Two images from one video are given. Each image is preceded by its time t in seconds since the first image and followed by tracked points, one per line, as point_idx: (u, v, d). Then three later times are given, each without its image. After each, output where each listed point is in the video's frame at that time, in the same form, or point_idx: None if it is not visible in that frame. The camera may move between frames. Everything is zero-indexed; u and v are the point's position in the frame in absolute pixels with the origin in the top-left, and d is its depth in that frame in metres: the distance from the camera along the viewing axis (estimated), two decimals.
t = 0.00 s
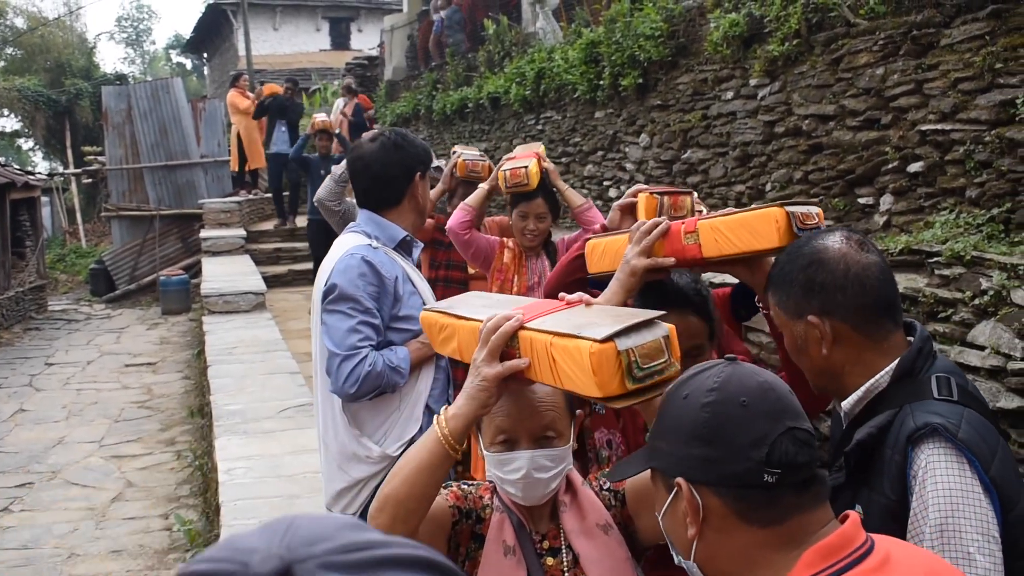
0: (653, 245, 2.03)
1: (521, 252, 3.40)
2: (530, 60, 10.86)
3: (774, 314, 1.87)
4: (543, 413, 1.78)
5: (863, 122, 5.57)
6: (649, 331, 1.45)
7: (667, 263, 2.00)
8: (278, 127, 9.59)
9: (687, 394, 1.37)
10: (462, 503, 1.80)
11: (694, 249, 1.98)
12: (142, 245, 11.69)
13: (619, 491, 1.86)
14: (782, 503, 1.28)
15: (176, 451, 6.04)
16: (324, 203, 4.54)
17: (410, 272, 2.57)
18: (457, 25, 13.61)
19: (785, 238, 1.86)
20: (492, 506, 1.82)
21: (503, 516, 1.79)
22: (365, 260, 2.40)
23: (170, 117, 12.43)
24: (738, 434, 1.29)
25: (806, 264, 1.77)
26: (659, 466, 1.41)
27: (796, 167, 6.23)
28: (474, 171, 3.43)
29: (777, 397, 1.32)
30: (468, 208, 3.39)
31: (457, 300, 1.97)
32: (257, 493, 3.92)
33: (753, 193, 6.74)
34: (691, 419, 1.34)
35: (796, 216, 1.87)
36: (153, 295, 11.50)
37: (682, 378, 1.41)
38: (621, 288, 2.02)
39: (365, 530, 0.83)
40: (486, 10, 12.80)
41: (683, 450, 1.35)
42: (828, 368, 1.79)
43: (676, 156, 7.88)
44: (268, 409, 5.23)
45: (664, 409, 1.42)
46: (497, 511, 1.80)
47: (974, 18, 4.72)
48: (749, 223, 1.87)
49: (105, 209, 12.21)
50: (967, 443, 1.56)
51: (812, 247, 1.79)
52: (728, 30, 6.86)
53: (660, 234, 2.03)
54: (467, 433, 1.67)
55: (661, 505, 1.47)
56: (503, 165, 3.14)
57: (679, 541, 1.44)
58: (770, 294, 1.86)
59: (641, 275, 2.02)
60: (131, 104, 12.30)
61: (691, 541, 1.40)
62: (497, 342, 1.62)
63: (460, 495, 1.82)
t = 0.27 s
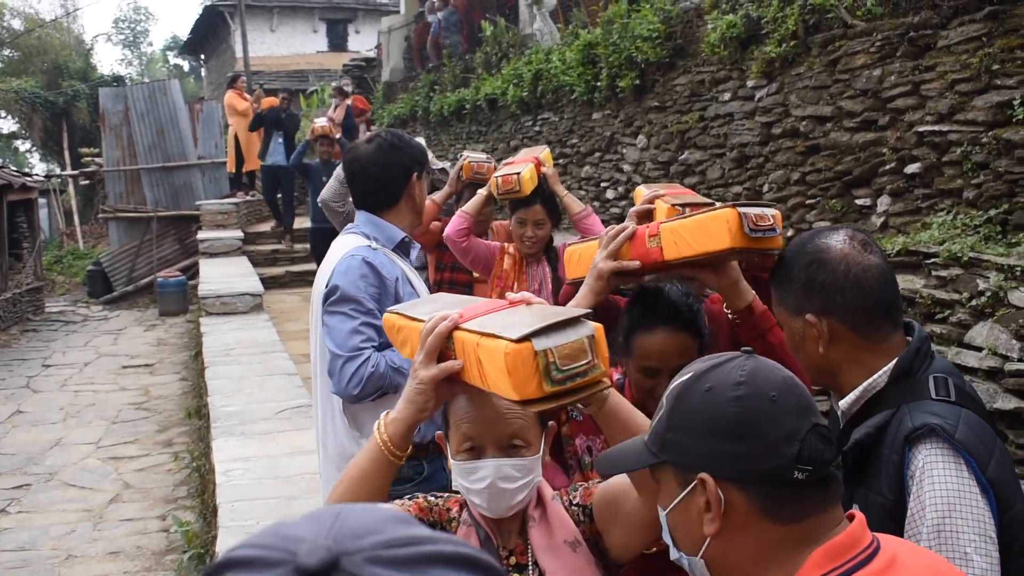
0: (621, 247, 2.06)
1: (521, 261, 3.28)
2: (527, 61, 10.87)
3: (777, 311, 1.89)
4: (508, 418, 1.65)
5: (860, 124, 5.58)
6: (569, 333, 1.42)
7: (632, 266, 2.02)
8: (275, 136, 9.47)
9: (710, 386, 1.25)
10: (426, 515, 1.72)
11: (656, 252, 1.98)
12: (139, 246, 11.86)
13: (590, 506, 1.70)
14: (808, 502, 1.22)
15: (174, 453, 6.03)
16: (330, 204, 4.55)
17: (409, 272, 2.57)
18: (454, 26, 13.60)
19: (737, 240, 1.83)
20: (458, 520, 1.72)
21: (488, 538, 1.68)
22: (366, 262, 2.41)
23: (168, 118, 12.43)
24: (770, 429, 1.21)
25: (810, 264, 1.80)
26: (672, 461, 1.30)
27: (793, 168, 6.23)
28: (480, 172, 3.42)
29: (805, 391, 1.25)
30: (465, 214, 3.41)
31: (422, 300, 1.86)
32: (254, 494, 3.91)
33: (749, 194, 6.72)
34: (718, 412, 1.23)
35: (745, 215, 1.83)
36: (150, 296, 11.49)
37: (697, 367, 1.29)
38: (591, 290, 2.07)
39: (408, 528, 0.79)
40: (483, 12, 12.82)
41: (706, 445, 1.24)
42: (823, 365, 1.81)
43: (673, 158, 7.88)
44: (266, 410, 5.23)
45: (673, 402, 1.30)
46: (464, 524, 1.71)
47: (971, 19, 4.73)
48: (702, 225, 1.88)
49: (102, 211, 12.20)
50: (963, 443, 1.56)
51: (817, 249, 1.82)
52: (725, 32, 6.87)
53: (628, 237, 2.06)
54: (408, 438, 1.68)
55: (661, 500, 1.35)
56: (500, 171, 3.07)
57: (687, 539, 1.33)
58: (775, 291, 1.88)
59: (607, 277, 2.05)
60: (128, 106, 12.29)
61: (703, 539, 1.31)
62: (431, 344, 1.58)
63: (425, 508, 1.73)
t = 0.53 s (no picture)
0: (559, 257, 2.06)
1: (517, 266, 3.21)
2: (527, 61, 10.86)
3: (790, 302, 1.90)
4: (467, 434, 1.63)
5: (859, 125, 5.58)
6: (470, 338, 1.36)
7: (569, 276, 2.02)
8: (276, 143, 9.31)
9: (781, 366, 1.27)
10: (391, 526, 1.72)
11: (588, 255, 1.96)
12: (138, 245, 11.86)
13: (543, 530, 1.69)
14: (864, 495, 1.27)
15: (173, 452, 6.04)
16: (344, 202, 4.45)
17: (408, 273, 2.56)
18: (453, 26, 13.59)
19: (652, 228, 1.79)
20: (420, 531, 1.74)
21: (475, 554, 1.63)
22: (364, 261, 2.42)
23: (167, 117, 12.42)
24: (844, 418, 1.25)
25: (828, 259, 1.80)
26: (731, 444, 1.30)
27: (792, 169, 6.22)
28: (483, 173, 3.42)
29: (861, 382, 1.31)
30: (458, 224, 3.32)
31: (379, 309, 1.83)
32: (252, 493, 3.91)
33: (749, 195, 6.75)
34: (794, 396, 1.25)
35: (659, 204, 1.80)
36: (149, 296, 11.49)
37: (764, 347, 1.31)
38: (536, 301, 2.08)
39: (427, 518, 0.92)
40: (482, 12, 12.82)
41: (774, 428, 1.26)
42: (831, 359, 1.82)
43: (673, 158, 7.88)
44: (264, 409, 5.23)
45: (732, 380, 1.31)
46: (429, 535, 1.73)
47: (970, 20, 4.74)
48: (622, 222, 1.85)
49: (101, 210, 12.20)
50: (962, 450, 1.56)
51: (838, 245, 1.81)
52: (724, 32, 6.87)
53: (565, 247, 2.06)
54: (332, 458, 1.65)
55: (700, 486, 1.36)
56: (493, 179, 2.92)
57: (723, 525, 1.34)
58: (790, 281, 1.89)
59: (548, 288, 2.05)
60: (127, 105, 12.27)
61: (747, 527, 1.31)
62: (348, 360, 1.55)
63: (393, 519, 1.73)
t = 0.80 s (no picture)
0: (507, 277, 1.88)
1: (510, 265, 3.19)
2: (525, 62, 10.86)
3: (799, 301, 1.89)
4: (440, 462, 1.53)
5: (858, 126, 5.59)
6: (413, 375, 1.18)
7: (518, 296, 1.84)
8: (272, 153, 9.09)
9: (845, 354, 1.22)
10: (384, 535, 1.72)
11: (532, 275, 1.81)
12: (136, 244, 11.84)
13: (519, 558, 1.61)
14: (926, 505, 1.20)
15: (169, 451, 6.03)
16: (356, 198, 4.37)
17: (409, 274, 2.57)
18: (452, 26, 13.60)
19: (582, 250, 1.66)
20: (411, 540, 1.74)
21: None
22: (369, 255, 2.42)
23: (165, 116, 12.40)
24: (908, 420, 1.17)
25: (842, 258, 1.79)
26: (784, 428, 1.26)
27: (790, 170, 6.22)
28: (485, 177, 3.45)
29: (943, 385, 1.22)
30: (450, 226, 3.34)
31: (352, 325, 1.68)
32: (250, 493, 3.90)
33: (747, 196, 6.75)
34: (853, 389, 1.19)
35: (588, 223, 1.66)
36: (147, 295, 11.48)
37: (837, 331, 1.25)
38: (489, 322, 1.92)
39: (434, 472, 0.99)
40: (481, 12, 12.83)
41: (830, 420, 1.21)
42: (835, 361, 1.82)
43: (671, 160, 7.88)
44: (262, 409, 5.22)
45: (793, 363, 1.27)
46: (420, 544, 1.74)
47: (969, 23, 4.74)
48: (556, 242, 1.71)
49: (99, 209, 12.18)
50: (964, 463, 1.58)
51: (852, 244, 1.81)
52: (723, 34, 6.87)
53: (512, 266, 1.88)
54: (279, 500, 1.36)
55: (750, 466, 1.34)
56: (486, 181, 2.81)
57: (768, 509, 1.31)
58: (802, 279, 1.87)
59: (499, 310, 1.88)
60: (125, 103, 12.26)
61: (791, 518, 1.28)
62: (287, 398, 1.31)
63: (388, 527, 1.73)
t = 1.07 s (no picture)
0: (488, 277, 1.83)
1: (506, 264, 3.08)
2: (523, 61, 10.85)
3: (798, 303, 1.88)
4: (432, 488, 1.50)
5: (856, 126, 5.58)
6: (391, 392, 1.13)
7: (501, 296, 1.80)
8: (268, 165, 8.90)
9: (871, 365, 1.21)
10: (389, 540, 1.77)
11: (519, 272, 1.77)
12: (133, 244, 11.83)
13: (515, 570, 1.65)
14: (955, 534, 1.15)
15: (167, 452, 6.02)
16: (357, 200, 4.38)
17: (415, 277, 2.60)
18: (450, 26, 13.60)
19: (586, 237, 1.64)
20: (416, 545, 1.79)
21: None
22: (378, 247, 2.44)
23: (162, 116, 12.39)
24: (927, 442, 1.14)
25: (836, 259, 1.79)
26: (809, 435, 1.27)
27: (787, 170, 6.22)
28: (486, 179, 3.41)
29: (984, 405, 1.16)
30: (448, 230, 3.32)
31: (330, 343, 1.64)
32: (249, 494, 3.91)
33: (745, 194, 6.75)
34: (872, 404, 1.18)
35: (590, 209, 1.65)
36: (145, 295, 11.48)
37: (872, 340, 1.24)
38: (468, 329, 1.86)
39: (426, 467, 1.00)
40: (479, 11, 12.82)
41: (845, 432, 1.20)
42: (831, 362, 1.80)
43: (669, 159, 7.87)
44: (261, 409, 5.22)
45: (827, 369, 1.27)
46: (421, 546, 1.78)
47: (967, 22, 4.75)
48: (555, 231, 1.69)
49: (97, 209, 12.18)
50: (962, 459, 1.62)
51: (844, 246, 1.81)
52: (722, 33, 6.87)
53: (493, 266, 1.83)
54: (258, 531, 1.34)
55: (788, 469, 1.33)
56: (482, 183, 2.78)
57: (801, 515, 1.31)
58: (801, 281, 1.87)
59: (481, 312, 1.83)
60: (123, 103, 12.25)
61: (818, 529, 1.27)
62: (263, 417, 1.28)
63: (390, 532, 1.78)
